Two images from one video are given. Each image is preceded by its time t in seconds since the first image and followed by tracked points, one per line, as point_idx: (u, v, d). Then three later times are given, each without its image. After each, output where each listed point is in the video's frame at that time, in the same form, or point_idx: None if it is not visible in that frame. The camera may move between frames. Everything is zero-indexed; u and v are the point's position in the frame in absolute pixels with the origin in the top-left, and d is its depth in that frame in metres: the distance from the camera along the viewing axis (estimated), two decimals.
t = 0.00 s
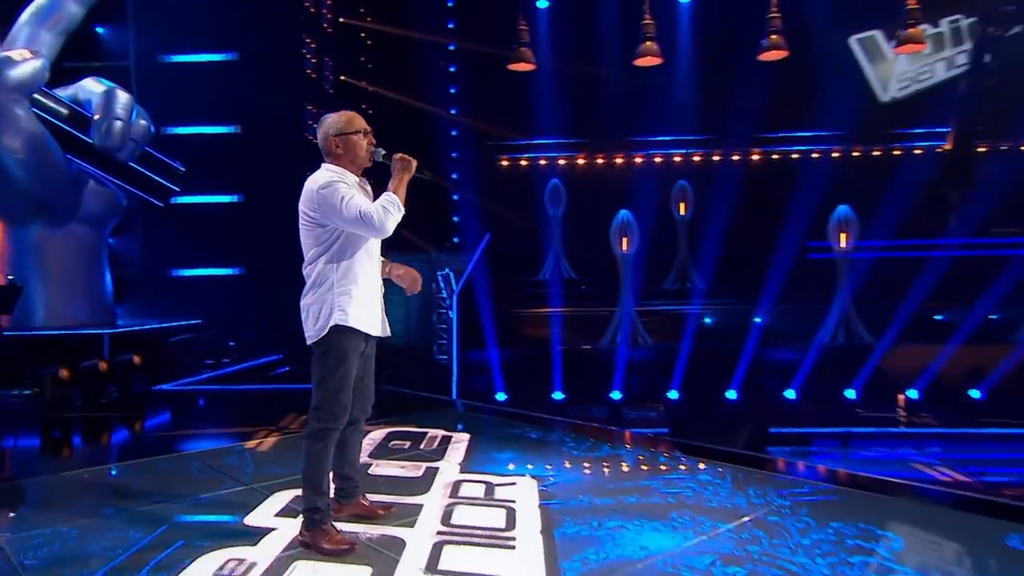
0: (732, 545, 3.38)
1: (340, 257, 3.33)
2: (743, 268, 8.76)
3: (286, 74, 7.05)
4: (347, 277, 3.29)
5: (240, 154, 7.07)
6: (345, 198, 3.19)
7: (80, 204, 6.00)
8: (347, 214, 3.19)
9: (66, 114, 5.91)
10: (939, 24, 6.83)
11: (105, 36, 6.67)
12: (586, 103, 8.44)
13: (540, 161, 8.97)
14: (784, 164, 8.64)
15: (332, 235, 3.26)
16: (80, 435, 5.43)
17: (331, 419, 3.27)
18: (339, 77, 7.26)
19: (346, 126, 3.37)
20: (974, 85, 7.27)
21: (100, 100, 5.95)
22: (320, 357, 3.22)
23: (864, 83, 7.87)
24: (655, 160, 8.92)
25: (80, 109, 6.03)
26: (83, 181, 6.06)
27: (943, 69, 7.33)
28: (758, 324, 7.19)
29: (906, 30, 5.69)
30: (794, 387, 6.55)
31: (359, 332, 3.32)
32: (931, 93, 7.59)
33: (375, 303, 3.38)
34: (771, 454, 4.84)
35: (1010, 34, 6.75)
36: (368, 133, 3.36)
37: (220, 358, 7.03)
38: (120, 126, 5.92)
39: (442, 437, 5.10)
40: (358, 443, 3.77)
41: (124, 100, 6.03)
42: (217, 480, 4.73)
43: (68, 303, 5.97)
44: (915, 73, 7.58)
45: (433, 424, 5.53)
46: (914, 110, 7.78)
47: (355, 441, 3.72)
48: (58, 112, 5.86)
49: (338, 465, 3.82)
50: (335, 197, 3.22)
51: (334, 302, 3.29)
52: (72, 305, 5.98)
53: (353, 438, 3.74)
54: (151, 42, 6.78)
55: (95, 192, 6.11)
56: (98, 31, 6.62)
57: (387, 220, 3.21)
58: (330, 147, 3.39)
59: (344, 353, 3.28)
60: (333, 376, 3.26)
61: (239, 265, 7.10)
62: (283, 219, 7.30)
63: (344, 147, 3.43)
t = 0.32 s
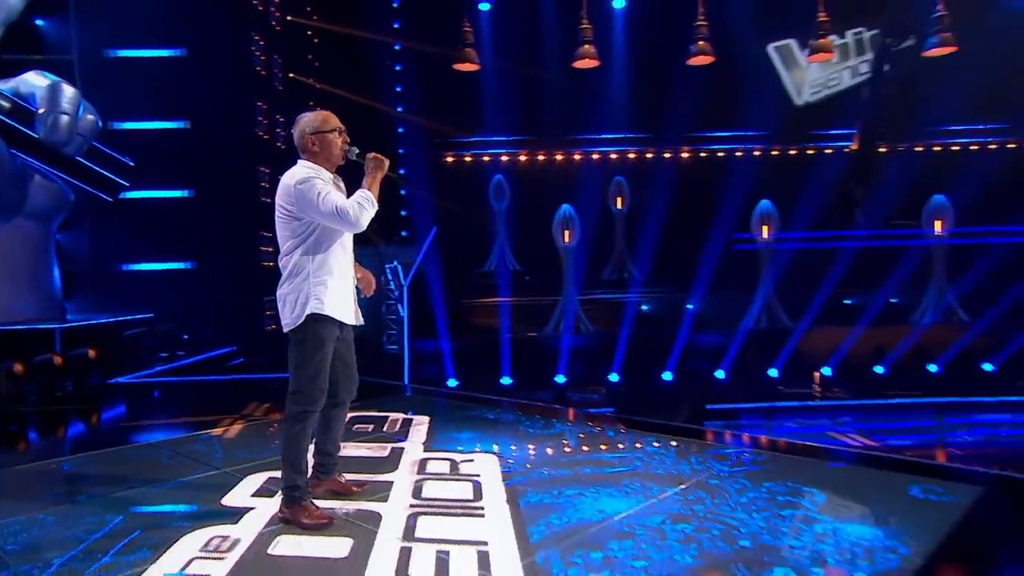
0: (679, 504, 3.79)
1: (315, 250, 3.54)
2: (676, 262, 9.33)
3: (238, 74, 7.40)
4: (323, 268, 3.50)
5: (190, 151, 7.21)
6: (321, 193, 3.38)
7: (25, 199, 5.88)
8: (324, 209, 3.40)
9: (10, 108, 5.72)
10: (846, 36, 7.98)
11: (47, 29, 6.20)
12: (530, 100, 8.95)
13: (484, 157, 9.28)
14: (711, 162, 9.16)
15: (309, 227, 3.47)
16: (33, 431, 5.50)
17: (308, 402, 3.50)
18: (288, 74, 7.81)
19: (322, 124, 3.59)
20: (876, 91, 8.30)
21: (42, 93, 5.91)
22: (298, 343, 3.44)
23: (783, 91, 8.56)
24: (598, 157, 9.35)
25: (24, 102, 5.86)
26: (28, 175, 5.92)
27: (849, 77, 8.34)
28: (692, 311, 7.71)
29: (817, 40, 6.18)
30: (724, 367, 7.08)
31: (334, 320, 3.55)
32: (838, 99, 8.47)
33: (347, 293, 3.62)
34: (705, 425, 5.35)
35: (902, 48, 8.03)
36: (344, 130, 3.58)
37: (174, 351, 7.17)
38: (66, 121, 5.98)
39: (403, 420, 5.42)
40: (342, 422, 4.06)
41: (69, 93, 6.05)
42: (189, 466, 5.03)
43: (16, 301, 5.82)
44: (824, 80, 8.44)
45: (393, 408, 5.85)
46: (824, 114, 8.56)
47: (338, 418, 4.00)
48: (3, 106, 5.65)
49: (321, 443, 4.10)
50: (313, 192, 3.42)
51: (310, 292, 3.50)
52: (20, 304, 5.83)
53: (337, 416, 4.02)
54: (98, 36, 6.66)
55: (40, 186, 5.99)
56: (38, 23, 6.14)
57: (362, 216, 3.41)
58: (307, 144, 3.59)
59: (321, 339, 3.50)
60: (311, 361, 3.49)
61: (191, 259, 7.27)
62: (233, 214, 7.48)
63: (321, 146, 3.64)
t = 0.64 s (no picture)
0: (629, 472, 4.26)
1: (293, 248, 3.80)
2: (615, 255, 9.77)
3: (192, 71, 7.57)
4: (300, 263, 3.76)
5: (147, 149, 7.40)
6: (297, 193, 3.63)
7: None
8: (300, 208, 3.63)
9: None
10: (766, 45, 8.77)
11: None
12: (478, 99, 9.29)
13: (435, 156, 9.41)
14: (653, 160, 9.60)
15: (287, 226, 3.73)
16: None
17: (288, 388, 3.76)
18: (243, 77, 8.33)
19: (296, 126, 3.88)
20: (794, 96, 9.14)
21: None
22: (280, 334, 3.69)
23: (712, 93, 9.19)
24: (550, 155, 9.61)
25: None
26: None
27: (769, 83, 9.17)
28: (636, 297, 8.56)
29: (742, 49, 6.73)
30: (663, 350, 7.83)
31: (309, 312, 3.83)
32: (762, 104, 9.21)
33: (323, 287, 3.88)
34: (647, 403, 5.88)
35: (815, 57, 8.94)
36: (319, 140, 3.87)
37: (135, 346, 7.35)
38: (19, 120, 5.65)
39: (367, 406, 5.79)
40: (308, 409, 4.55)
41: (23, 91, 5.71)
42: (165, 453, 5.34)
43: None
44: (749, 85, 9.21)
45: (356, 394, 6.23)
46: (751, 114, 9.25)
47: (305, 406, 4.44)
48: None
49: (292, 431, 4.50)
50: (290, 193, 3.66)
51: (288, 287, 3.75)
52: None
53: (304, 404, 4.48)
54: (52, 34, 6.90)
55: None
56: None
57: (337, 214, 3.65)
58: (282, 147, 3.87)
59: (299, 331, 3.77)
60: (291, 350, 3.74)
61: (149, 256, 7.48)
62: (191, 210, 7.68)
63: (295, 148, 3.92)
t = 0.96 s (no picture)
0: (583, 444, 4.77)
1: (270, 245, 4.11)
2: (564, 248, 10.63)
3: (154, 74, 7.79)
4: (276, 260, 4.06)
5: (108, 149, 7.51)
6: (276, 196, 3.90)
7: None
8: (276, 209, 3.92)
9: None
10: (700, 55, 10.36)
11: None
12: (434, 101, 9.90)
13: (400, 156, 9.95)
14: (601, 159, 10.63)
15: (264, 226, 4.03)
16: None
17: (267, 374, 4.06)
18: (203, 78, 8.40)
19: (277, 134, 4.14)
20: (724, 102, 10.82)
21: None
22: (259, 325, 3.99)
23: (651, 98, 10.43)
24: (503, 156, 10.32)
25: None
26: None
27: (702, 90, 10.73)
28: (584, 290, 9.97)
29: (677, 59, 7.28)
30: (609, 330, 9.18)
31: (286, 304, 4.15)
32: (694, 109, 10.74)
33: (298, 282, 4.20)
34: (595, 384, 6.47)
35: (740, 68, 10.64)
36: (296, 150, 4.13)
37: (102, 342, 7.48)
38: None
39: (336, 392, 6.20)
40: (289, 394, 4.86)
41: None
42: (144, 441, 5.65)
43: None
44: (684, 92, 10.67)
45: (323, 381, 6.63)
46: (687, 117, 10.72)
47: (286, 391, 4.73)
48: None
49: (274, 414, 4.81)
50: (267, 195, 3.95)
51: (265, 281, 4.06)
52: None
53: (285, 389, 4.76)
54: (7, 34, 6.62)
55: None
56: None
57: (311, 216, 3.94)
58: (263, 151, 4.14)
59: (276, 320, 4.07)
60: (269, 338, 4.04)
61: (113, 253, 7.66)
62: (155, 208, 7.94)
63: (274, 153, 4.18)
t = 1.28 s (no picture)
0: (546, 424, 5.27)
1: (252, 241, 4.35)
2: (522, 244, 11.83)
3: (119, 75, 7.96)
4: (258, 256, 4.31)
5: (72, 144, 7.52)
6: (258, 195, 4.12)
7: None
8: (258, 209, 4.17)
9: None
10: (648, 65, 11.62)
11: None
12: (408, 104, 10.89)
13: (370, 156, 10.90)
14: (558, 162, 11.88)
15: (246, 224, 4.27)
16: None
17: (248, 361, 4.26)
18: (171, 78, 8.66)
19: (257, 135, 4.36)
20: (669, 109, 12.20)
21: None
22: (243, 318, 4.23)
23: (604, 106, 11.65)
24: (463, 156, 11.42)
25: None
26: None
27: (648, 99, 12.04)
28: (540, 284, 10.47)
29: (626, 69, 7.79)
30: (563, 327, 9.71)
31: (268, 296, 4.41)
32: (641, 115, 12.06)
33: (279, 275, 4.46)
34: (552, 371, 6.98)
35: (683, 78, 11.98)
36: (276, 146, 4.34)
37: (73, 335, 7.45)
38: None
39: (310, 380, 6.61)
40: (273, 379, 5.22)
41: None
42: (125, 429, 5.95)
43: None
44: (632, 100, 11.91)
45: (294, 370, 7.00)
46: (635, 123, 12.05)
47: (271, 377, 5.14)
48: None
49: (260, 398, 5.18)
50: (250, 195, 4.18)
51: (248, 276, 4.31)
52: None
53: (270, 374, 5.17)
54: None
55: None
56: None
57: (291, 215, 4.18)
58: (245, 152, 4.37)
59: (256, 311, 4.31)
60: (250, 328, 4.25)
61: (82, 249, 7.77)
62: (122, 205, 8.12)
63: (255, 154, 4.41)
